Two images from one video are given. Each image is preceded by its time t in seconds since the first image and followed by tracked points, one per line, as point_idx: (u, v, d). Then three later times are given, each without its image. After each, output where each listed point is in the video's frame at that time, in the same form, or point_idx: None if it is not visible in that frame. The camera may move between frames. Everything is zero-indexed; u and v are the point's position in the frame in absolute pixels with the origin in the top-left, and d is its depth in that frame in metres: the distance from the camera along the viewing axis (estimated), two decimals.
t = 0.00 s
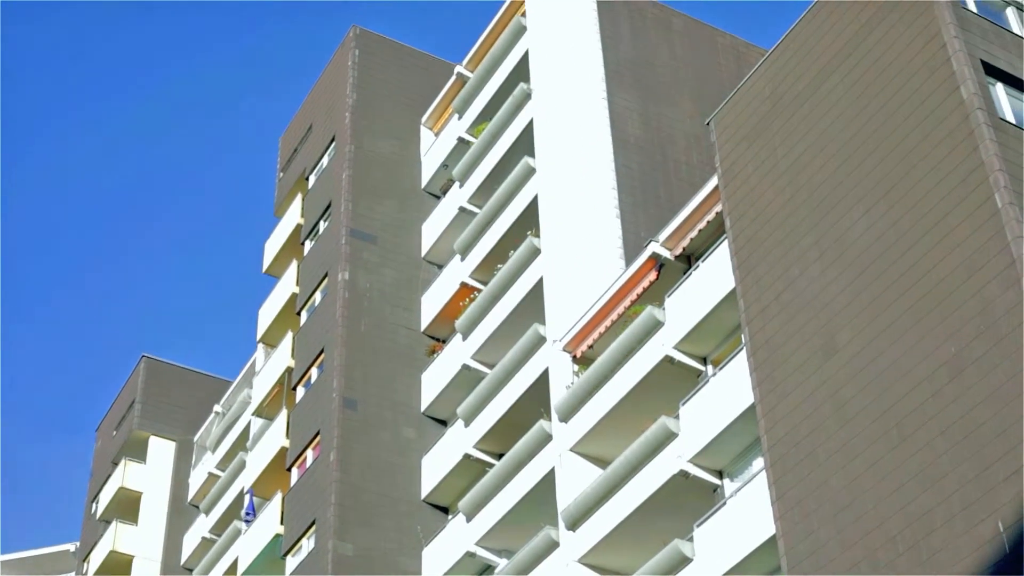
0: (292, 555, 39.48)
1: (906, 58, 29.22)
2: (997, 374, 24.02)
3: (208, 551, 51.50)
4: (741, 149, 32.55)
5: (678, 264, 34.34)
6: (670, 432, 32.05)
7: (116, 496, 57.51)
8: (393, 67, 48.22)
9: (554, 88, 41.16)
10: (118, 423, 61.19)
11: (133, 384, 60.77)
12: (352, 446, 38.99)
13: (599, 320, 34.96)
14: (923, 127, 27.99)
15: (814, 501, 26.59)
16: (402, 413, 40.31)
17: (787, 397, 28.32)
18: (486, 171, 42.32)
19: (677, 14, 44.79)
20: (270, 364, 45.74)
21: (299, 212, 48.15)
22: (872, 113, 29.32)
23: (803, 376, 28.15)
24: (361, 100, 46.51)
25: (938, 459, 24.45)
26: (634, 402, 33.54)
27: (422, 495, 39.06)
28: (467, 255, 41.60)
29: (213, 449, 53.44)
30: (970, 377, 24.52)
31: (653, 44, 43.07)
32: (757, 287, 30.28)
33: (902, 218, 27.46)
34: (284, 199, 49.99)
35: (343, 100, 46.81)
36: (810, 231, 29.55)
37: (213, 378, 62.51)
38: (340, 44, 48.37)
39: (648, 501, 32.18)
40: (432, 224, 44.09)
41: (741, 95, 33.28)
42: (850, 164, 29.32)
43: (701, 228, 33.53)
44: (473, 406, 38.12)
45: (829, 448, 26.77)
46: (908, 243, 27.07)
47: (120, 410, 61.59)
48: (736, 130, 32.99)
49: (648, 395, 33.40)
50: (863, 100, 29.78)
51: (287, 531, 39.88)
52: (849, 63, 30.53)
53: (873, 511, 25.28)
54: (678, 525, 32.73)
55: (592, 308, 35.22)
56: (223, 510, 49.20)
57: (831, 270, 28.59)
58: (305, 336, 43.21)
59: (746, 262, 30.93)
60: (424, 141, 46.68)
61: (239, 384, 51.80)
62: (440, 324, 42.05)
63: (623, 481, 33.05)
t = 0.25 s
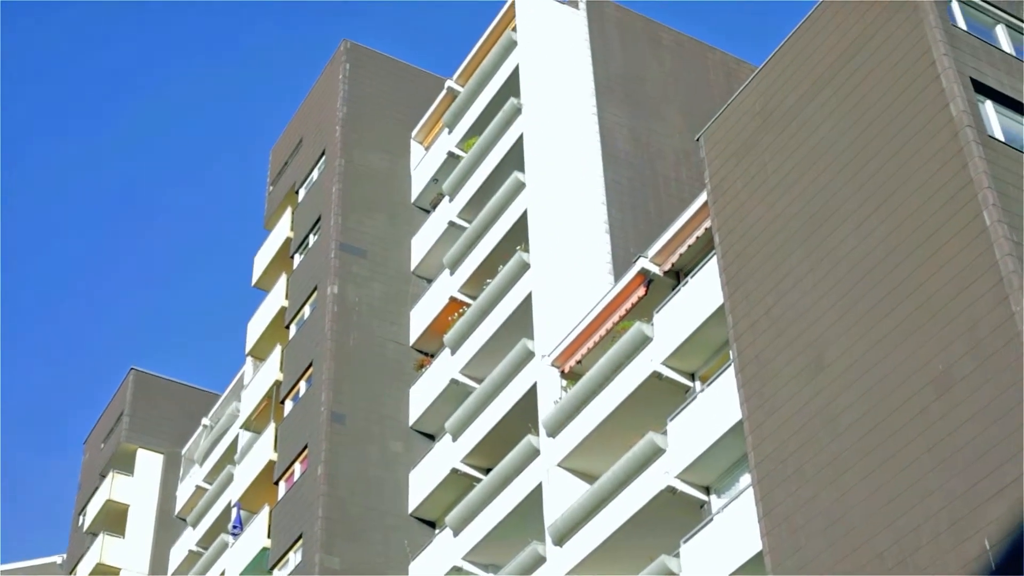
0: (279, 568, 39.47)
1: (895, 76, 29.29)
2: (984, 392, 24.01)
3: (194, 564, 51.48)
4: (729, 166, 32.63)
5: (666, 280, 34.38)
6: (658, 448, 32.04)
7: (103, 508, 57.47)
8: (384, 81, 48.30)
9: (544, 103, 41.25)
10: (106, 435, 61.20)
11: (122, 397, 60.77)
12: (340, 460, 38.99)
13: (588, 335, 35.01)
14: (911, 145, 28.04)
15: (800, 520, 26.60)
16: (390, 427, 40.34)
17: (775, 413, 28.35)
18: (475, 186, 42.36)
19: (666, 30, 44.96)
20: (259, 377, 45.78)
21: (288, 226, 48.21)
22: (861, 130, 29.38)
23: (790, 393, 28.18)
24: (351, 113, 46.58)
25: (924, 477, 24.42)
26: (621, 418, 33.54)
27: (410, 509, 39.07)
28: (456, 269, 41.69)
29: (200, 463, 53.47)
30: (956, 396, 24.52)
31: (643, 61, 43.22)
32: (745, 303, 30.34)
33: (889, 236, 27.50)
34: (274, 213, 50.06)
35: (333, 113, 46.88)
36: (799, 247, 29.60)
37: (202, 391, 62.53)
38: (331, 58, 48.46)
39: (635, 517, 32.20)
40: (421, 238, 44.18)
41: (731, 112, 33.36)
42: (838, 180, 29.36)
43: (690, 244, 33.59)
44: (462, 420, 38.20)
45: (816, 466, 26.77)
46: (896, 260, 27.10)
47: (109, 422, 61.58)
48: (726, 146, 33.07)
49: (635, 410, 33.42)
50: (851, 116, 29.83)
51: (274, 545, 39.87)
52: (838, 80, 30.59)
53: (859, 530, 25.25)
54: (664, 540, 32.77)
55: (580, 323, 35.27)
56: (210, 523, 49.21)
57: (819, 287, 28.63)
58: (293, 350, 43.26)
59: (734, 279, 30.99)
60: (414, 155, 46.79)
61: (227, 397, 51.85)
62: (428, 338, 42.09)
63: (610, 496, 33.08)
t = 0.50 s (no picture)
0: None
1: (880, 96, 29.44)
2: (967, 413, 24.09)
3: None
4: (715, 186, 32.77)
5: (652, 298, 34.45)
6: (642, 465, 32.09)
7: (86, 521, 57.35)
8: (371, 96, 48.40)
9: (531, 120, 41.39)
10: (90, 449, 61.10)
11: (107, 410, 60.70)
12: (323, 474, 38.97)
13: (573, 353, 35.10)
14: (896, 166, 28.18)
15: (783, 539, 26.65)
16: (374, 443, 40.35)
17: (759, 432, 28.43)
18: (461, 203, 42.43)
19: (655, 48, 45.19)
20: (243, 392, 45.78)
21: (275, 240, 48.27)
22: (846, 151, 29.50)
23: (774, 413, 28.27)
24: (339, 128, 46.68)
25: (906, 497, 24.48)
26: (606, 435, 33.57)
27: (393, 524, 39.07)
28: (442, 285, 41.75)
29: (184, 477, 53.43)
30: (940, 416, 24.59)
31: (630, 80, 43.40)
32: (731, 322, 30.43)
33: (875, 256, 27.59)
34: (261, 227, 50.13)
35: (321, 129, 46.96)
36: (784, 267, 29.71)
37: (188, 405, 62.53)
38: (319, 73, 48.58)
39: (618, 534, 32.23)
40: (408, 254, 44.24)
41: (718, 132, 33.51)
42: (825, 200, 29.46)
43: (676, 262, 33.69)
44: (446, 437, 38.26)
45: (799, 486, 26.85)
46: (879, 280, 27.22)
47: (93, 436, 61.49)
48: (712, 165, 33.20)
49: (619, 428, 33.45)
50: (837, 137, 29.95)
51: (257, 559, 39.82)
52: (824, 100, 30.73)
53: (841, 549, 25.30)
54: (647, 558, 32.81)
55: (565, 341, 35.34)
56: (193, 537, 49.15)
57: (804, 307, 28.74)
58: (278, 365, 43.29)
59: (719, 298, 31.08)
60: (401, 170, 46.89)
61: (212, 411, 51.84)
62: (414, 354, 42.08)
63: (594, 514, 33.13)
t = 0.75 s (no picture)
0: None
1: (867, 115, 29.58)
2: (952, 430, 24.19)
3: None
4: (702, 202, 32.88)
5: (639, 313, 34.52)
6: (628, 480, 32.13)
7: (69, 531, 57.24)
8: (360, 110, 48.49)
9: (520, 135, 41.48)
10: (74, 458, 61.01)
11: (91, 420, 60.64)
12: (308, 487, 38.95)
13: (559, 367, 35.16)
14: (883, 184, 28.30)
15: (767, 554, 26.70)
16: (360, 455, 40.35)
17: (744, 447, 28.49)
18: (449, 217, 42.52)
19: (643, 65, 45.34)
20: (229, 403, 45.77)
21: (262, 252, 48.31)
22: (833, 169, 29.63)
23: (760, 428, 28.34)
24: (328, 141, 46.76)
25: (891, 513, 24.53)
26: (591, 449, 33.60)
27: (378, 537, 39.05)
28: (429, 299, 41.82)
29: (168, 487, 53.39)
30: (925, 433, 24.67)
31: (618, 96, 43.57)
32: (717, 338, 30.52)
33: (861, 273, 27.70)
34: (249, 239, 50.14)
35: (310, 142, 47.03)
36: (770, 283, 29.82)
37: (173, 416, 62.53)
38: (308, 86, 48.65)
39: (603, 549, 32.26)
40: (395, 267, 44.32)
41: (705, 148, 33.64)
42: (812, 217, 29.58)
43: (662, 277, 33.76)
44: (432, 450, 38.27)
45: (784, 501, 26.92)
46: (865, 298, 27.32)
47: (77, 445, 61.41)
48: (700, 181, 33.32)
49: (604, 442, 33.48)
50: (824, 154, 30.08)
51: (241, 571, 39.77)
52: (812, 118, 30.87)
53: (825, 565, 25.35)
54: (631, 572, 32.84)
55: (552, 355, 35.40)
56: (177, 548, 49.08)
57: (789, 323, 28.84)
58: (264, 376, 43.30)
59: (705, 314, 31.17)
60: (390, 184, 46.99)
61: (197, 422, 51.82)
62: (400, 367, 42.12)
63: (579, 528, 33.17)
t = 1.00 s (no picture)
0: None
1: (852, 131, 29.72)
2: (934, 446, 24.29)
3: None
4: (688, 217, 33.00)
5: (623, 327, 34.60)
6: (610, 493, 32.19)
7: (52, 539, 57.14)
8: (348, 121, 48.57)
9: (507, 148, 41.57)
10: (58, 466, 60.93)
11: (75, 429, 60.59)
12: (292, 497, 38.94)
13: (544, 380, 35.22)
14: (868, 201, 28.43)
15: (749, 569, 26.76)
16: (343, 466, 40.36)
17: (727, 462, 28.57)
18: (435, 229, 42.58)
19: (631, 80, 45.49)
20: (213, 413, 45.76)
21: (248, 262, 48.34)
22: (819, 185, 29.76)
23: (743, 443, 28.42)
24: (315, 152, 46.83)
25: (873, 529, 24.61)
26: (575, 462, 33.65)
27: (360, 548, 39.03)
28: (415, 310, 41.87)
29: (152, 496, 53.33)
30: (907, 450, 24.76)
31: (605, 111, 43.72)
32: (701, 352, 30.62)
33: (845, 290, 27.81)
34: (235, 248, 50.15)
35: (297, 152, 47.09)
36: (754, 299, 29.93)
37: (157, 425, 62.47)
38: (296, 97, 48.72)
39: (585, 562, 32.30)
40: (380, 279, 44.36)
41: (691, 163, 33.77)
42: (797, 233, 29.69)
43: (647, 292, 33.85)
44: (415, 462, 38.30)
45: (767, 516, 26.99)
46: (848, 314, 27.44)
47: (60, 454, 61.34)
48: (686, 196, 33.44)
49: (587, 456, 33.53)
50: (809, 170, 30.21)
51: None
52: (798, 134, 31.01)
53: None
54: None
55: (536, 368, 35.47)
56: (159, 557, 49.02)
57: (773, 339, 28.94)
58: (249, 386, 43.30)
59: (690, 329, 31.27)
60: (376, 195, 47.06)
61: (181, 432, 51.78)
62: (384, 378, 42.15)
63: (562, 541, 33.23)
